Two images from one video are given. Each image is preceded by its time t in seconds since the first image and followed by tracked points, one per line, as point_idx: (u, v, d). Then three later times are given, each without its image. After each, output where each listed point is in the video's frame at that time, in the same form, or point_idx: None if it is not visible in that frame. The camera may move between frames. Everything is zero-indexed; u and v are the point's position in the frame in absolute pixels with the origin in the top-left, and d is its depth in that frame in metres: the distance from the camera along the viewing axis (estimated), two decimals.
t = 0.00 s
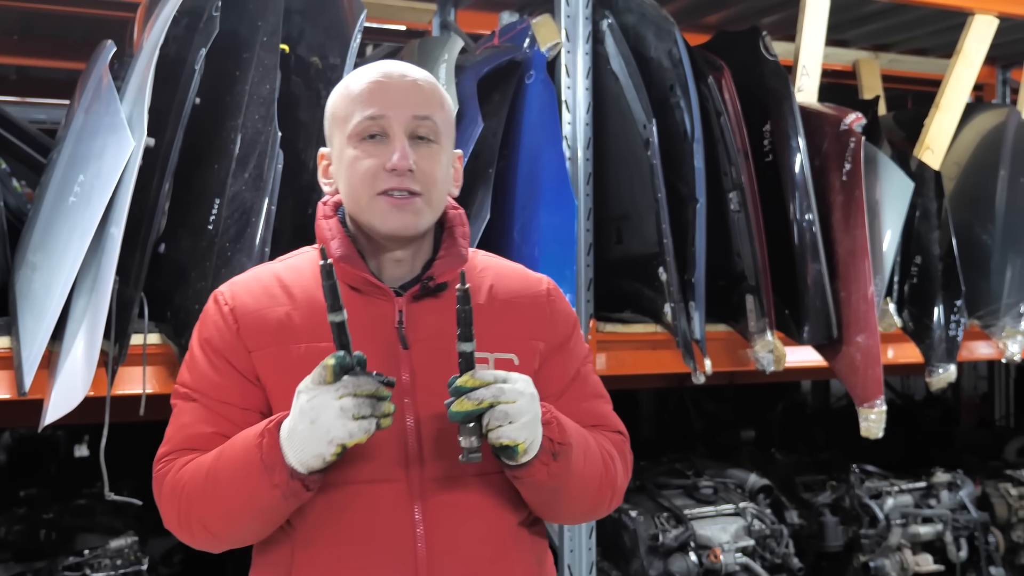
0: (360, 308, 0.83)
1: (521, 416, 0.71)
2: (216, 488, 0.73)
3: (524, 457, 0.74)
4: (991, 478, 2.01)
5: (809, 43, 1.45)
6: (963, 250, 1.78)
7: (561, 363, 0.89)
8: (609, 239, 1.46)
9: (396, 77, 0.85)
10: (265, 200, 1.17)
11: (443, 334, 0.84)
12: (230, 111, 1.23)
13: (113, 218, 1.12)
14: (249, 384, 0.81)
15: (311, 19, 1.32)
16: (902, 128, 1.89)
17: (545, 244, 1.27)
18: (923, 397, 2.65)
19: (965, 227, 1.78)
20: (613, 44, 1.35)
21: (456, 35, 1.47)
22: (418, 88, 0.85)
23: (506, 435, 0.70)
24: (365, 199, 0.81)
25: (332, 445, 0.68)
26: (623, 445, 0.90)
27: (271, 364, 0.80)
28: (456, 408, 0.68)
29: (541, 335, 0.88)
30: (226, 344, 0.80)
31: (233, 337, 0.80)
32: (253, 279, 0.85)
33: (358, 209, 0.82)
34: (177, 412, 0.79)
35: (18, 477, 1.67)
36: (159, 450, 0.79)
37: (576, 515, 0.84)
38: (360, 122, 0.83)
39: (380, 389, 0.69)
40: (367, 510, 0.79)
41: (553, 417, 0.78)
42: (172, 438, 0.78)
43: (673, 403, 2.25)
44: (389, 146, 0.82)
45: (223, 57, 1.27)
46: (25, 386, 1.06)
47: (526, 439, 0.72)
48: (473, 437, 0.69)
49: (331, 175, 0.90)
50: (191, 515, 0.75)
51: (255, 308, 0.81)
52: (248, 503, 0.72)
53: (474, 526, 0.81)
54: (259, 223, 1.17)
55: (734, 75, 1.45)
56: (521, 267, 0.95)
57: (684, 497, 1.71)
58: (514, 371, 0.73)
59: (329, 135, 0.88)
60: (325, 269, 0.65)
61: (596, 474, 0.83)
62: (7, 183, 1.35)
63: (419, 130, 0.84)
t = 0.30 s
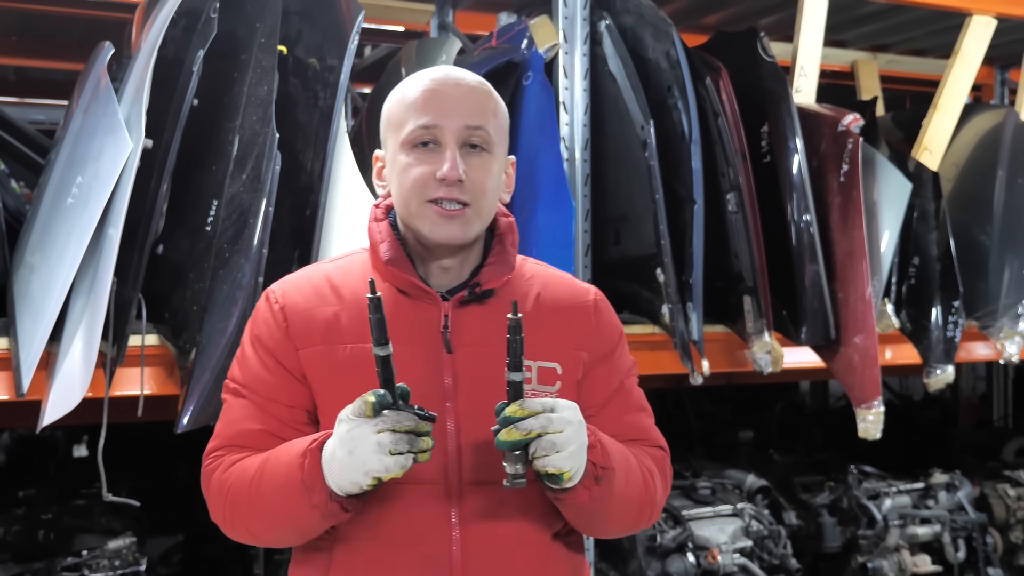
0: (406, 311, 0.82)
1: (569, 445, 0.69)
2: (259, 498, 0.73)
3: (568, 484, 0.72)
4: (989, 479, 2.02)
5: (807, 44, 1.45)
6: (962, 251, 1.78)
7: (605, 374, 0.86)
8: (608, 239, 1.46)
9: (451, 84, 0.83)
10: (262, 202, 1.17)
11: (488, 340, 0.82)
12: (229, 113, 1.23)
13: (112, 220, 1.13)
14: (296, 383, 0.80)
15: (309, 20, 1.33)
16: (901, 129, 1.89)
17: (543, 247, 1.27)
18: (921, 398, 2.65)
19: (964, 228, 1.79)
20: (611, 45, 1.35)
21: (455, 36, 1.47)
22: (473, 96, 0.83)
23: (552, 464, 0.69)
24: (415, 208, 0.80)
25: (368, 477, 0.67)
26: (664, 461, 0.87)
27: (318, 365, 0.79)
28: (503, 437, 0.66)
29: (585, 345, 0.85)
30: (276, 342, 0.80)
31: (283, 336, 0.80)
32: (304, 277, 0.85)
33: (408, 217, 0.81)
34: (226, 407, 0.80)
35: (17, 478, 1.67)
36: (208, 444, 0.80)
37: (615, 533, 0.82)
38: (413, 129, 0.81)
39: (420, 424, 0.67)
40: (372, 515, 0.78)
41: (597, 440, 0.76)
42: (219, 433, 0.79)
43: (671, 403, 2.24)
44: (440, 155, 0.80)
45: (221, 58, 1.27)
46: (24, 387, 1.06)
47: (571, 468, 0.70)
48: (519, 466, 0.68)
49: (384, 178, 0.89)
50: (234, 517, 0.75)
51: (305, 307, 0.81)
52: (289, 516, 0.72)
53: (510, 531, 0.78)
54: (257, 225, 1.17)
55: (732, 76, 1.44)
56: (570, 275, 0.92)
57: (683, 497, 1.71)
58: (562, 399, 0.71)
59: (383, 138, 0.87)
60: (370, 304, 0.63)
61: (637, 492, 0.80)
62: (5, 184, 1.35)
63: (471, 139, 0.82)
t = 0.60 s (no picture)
0: (432, 313, 0.82)
1: (586, 436, 0.68)
2: (279, 485, 0.73)
3: (586, 476, 0.71)
4: (988, 479, 2.02)
5: (806, 44, 1.45)
6: (960, 250, 1.78)
7: (630, 382, 0.86)
8: (606, 239, 1.46)
9: (486, 91, 0.81)
10: (260, 202, 1.18)
11: (512, 344, 0.81)
12: (226, 113, 1.23)
13: (109, 220, 1.13)
14: (323, 379, 0.81)
15: (306, 20, 1.33)
16: (900, 129, 1.89)
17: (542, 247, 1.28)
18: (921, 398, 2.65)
19: (962, 228, 1.78)
20: (609, 45, 1.35)
21: (451, 35, 1.46)
22: (507, 104, 0.81)
23: (569, 455, 0.68)
24: (445, 215, 0.79)
25: (384, 461, 0.66)
26: (686, 470, 0.87)
27: (345, 362, 0.79)
28: (521, 425, 0.66)
29: (611, 353, 0.85)
30: (305, 337, 0.80)
31: (312, 333, 0.80)
32: (336, 273, 0.85)
33: (438, 223, 0.81)
34: (255, 398, 0.81)
35: (17, 478, 1.67)
36: (235, 433, 0.80)
37: (633, 537, 0.81)
38: (446, 136, 0.80)
39: (436, 409, 0.65)
40: (382, 518, 0.78)
41: (616, 436, 0.75)
42: (247, 423, 0.79)
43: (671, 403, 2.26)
44: (472, 163, 0.80)
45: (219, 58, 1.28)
46: (21, 387, 1.06)
47: (589, 461, 0.70)
48: (536, 454, 0.67)
49: (418, 179, 0.89)
50: (256, 503, 0.76)
51: (334, 304, 0.81)
52: (308, 501, 0.72)
53: (525, 533, 0.78)
54: (255, 225, 1.18)
55: (730, 76, 1.44)
56: (599, 283, 0.92)
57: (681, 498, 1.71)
58: (582, 391, 0.71)
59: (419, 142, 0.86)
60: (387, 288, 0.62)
61: (657, 496, 0.79)
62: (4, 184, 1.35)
63: (504, 147, 0.81)
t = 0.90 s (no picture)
0: (437, 313, 0.81)
1: (587, 416, 0.68)
2: (278, 469, 0.72)
3: (587, 457, 0.70)
4: (989, 479, 2.02)
5: (806, 43, 1.44)
6: (961, 250, 1.77)
7: (636, 382, 0.85)
8: (606, 239, 1.46)
9: (493, 99, 0.79)
10: (260, 203, 1.19)
11: (518, 344, 0.80)
12: (226, 114, 1.23)
13: (109, 220, 1.13)
14: (329, 375, 0.80)
15: (306, 20, 1.34)
16: (901, 129, 1.89)
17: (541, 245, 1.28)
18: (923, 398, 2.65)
19: (963, 228, 1.78)
20: (609, 45, 1.35)
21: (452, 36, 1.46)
22: (514, 113, 0.79)
23: (570, 434, 0.68)
24: (449, 226, 0.78)
25: (383, 430, 0.66)
26: (692, 469, 0.85)
27: (350, 361, 0.79)
28: (522, 402, 0.66)
29: (617, 355, 0.84)
30: (312, 333, 0.79)
31: (319, 329, 0.79)
32: (343, 269, 0.84)
33: (443, 232, 0.79)
34: (259, 390, 0.80)
35: (20, 477, 1.67)
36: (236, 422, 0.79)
37: (637, 532, 0.79)
38: (450, 146, 0.78)
39: (436, 379, 0.67)
40: (380, 508, 0.77)
41: (620, 421, 0.74)
42: (250, 414, 0.78)
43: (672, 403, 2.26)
44: (477, 173, 0.78)
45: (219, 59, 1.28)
46: (22, 387, 1.07)
47: (590, 440, 0.69)
48: (537, 433, 0.68)
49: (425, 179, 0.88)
50: (255, 490, 0.74)
51: (341, 301, 0.80)
52: (308, 481, 0.71)
53: (527, 534, 0.77)
54: (254, 225, 1.18)
55: (731, 76, 1.44)
56: (606, 284, 0.91)
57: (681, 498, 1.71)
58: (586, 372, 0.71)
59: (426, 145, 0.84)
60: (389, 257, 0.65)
61: (662, 488, 0.78)
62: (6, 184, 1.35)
63: (509, 157, 0.79)
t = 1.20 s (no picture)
0: (420, 317, 0.81)
1: (578, 467, 0.69)
2: (271, 502, 0.73)
3: (577, 504, 0.72)
4: (994, 480, 2.01)
5: (810, 43, 1.44)
6: (965, 250, 1.77)
7: (618, 383, 0.86)
8: (609, 239, 1.46)
9: (473, 98, 0.78)
10: (263, 203, 1.18)
11: (500, 349, 0.81)
12: (230, 114, 1.24)
13: (113, 220, 1.14)
14: (308, 382, 0.80)
15: (309, 21, 1.34)
16: (905, 129, 1.88)
17: (543, 245, 1.28)
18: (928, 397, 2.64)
19: (968, 227, 1.78)
20: (612, 45, 1.34)
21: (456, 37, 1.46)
22: (496, 112, 0.78)
23: (561, 485, 0.69)
24: (433, 229, 0.78)
25: (384, 493, 0.67)
26: (673, 473, 0.86)
27: (332, 365, 0.79)
28: (512, 456, 0.66)
29: (600, 355, 0.85)
30: (290, 340, 0.79)
31: (298, 336, 0.79)
32: (321, 274, 0.84)
33: (425, 235, 0.80)
34: (240, 403, 0.79)
35: (25, 477, 1.68)
36: (219, 439, 0.79)
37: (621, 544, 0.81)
38: (431, 148, 0.78)
39: (436, 441, 0.67)
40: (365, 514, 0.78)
41: (607, 458, 0.76)
42: (232, 429, 0.78)
43: (676, 403, 2.27)
44: (459, 176, 0.78)
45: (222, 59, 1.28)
46: (26, 387, 1.07)
47: (580, 489, 0.70)
48: (527, 483, 0.66)
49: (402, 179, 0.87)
50: (246, 516, 0.75)
51: (320, 307, 0.80)
52: (302, 523, 0.72)
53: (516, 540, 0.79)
54: (258, 226, 1.18)
55: (734, 76, 1.44)
56: (586, 281, 0.91)
57: (685, 498, 1.71)
58: (575, 419, 0.70)
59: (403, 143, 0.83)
60: (388, 324, 0.61)
61: (645, 507, 0.79)
62: (11, 184, 1.36)
63: (491, 158, 0.79)
